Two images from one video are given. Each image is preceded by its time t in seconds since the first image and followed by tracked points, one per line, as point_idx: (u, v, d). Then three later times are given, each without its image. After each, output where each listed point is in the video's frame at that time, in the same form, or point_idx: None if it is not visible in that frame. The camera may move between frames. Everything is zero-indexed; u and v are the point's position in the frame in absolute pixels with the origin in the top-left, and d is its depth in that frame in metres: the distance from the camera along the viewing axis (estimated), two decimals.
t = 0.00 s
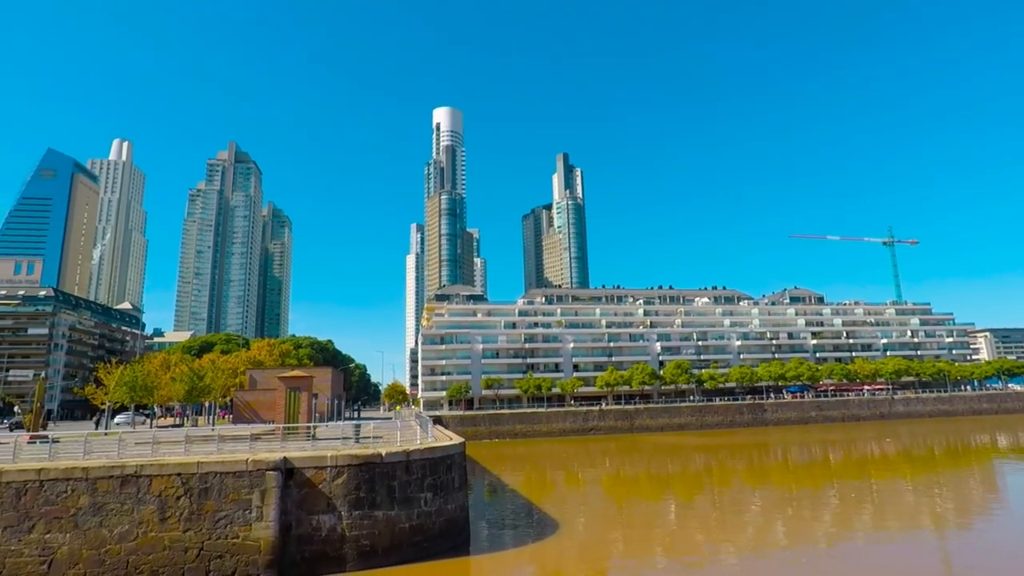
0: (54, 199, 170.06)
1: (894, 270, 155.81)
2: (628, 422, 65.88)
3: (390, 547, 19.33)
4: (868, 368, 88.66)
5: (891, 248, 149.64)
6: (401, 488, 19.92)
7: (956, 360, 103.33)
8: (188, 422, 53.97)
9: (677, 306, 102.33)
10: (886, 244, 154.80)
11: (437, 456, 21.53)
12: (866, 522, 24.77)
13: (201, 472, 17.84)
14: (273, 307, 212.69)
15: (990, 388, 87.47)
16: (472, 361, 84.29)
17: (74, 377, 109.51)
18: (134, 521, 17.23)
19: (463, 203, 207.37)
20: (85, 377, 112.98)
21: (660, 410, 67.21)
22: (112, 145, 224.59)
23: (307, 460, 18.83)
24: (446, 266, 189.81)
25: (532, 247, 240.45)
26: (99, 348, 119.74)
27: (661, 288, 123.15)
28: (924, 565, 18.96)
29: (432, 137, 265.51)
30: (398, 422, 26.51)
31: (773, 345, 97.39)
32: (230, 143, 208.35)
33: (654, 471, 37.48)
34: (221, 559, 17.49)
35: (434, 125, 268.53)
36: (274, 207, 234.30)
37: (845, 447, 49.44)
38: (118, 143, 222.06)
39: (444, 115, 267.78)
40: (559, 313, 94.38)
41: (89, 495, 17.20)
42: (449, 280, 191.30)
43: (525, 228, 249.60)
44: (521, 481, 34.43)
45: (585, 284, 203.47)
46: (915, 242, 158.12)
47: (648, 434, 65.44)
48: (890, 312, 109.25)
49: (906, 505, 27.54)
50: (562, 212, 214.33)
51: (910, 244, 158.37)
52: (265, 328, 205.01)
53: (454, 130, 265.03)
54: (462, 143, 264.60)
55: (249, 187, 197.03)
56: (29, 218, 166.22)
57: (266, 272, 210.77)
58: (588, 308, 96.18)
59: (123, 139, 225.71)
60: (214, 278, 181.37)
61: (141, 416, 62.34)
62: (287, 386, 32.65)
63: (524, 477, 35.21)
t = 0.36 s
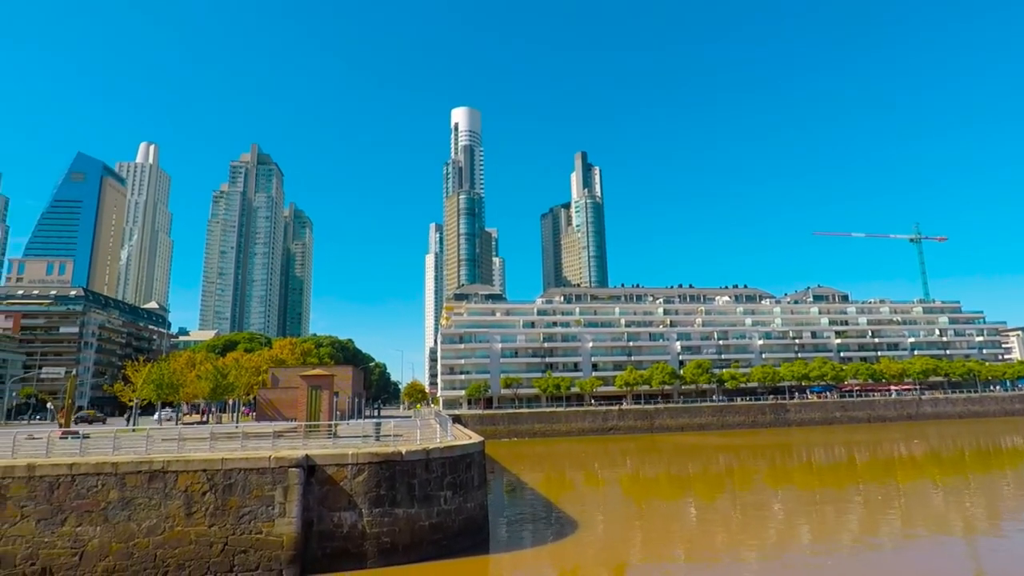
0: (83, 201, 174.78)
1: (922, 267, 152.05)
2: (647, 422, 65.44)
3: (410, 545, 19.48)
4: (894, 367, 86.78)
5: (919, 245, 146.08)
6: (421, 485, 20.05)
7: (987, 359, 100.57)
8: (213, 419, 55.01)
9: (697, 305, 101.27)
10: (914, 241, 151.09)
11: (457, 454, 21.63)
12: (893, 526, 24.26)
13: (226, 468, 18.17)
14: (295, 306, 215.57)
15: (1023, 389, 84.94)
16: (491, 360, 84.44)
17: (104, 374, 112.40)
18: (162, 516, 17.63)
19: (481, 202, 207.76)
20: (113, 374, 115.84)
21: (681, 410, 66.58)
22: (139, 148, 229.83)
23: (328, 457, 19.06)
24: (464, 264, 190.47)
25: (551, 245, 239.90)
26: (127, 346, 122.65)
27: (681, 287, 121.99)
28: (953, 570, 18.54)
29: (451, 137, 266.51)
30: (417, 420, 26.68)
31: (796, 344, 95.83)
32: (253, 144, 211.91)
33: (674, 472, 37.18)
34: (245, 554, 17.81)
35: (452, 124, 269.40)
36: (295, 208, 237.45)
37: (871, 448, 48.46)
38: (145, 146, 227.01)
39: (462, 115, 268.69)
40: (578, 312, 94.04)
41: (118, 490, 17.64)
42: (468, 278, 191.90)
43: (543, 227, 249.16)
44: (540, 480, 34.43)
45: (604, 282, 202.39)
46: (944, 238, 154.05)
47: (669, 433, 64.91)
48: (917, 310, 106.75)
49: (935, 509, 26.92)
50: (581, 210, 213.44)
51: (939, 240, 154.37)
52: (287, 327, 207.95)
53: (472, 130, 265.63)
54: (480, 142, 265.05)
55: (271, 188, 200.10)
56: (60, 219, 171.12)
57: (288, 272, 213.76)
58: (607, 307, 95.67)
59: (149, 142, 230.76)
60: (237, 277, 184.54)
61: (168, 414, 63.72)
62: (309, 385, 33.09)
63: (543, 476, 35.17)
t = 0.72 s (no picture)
0: (112, 206, 179.37)
1: (951, 263, 148.33)
2: (669, 421, 64.87)
3: (433, 543, 19.60)
4: (923, 365, 84.78)
5: (948, 239, 142.56)
6: (443, 484, 20.16)
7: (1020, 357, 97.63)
8: (238, 419, 55.92)
9: (718, 302, 100.13)
10: (942, 236, 147.53)
11: (478, 454, 21.71)
12: (924, 527, 23.74)
13: (252, 468, 18.46)
14: (316, 307, 218.23)
15: None
16: (511, 359, 84.45)
17: (133, 375, 115.10)
18: (190, 513, 17.99)
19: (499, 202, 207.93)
20: (142, 375, 118.52)
21: (703, 409, 65.88)
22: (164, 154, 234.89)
23: (351, 457, 19.26)
24: (483, 264, 190.84)
25: (569, 244, 239.26)
26: (155, 348, 125.37)
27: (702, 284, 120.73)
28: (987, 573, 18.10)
29: (469, 137, 267.38)
30: (439, 419, 26.83)
31: (820, 342, 94.12)
32: (274, 148, 215.11)
33: (697, 471, 36.81)
34: (271, 551, 18.09)
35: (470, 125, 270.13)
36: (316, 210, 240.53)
37: (899, 448, 47.40)
38: (170, 152, 232.12)
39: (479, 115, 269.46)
40: (598, 310, 93.57)
41: (148, 488, 18.04)
42: (487, 278, 192.25)
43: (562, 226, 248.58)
44: (560, 479, 34.38)
45: (624, 281, 201.15)
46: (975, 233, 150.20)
47: (691, 433, 64.28)
48: (947, 307, 104.19)
49: (967, 509, 26.28)
50: (599, 209, 212.40)
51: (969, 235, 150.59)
52: (309, 328, 210.63)
53: (489, 130, 266.10)
54: (497, 142, 265.51)
55: (292, 191, 202.89)
56: (90, 225, 175.90)
57: (309, 273, 216.52)
58: (627, 305, 95.08)
59: (174, 147, 235.79)
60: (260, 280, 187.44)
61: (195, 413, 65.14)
62: (331, 385, 33.41)
63: (564, 476, 35.09)
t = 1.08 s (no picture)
0: (138, 210, 183.42)
1: (981, 258, 144.40)
2: (690, 420, 64.22)
3: (454, 541, 19.69)
4: (952, 364, 82.58)
5: (978, 234, 138.73)
6: (463, 483, 20.23)
7: None
8: (261, 418, 56.78)
9: (740, 300, 98.89)
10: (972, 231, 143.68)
11: (498, 453, 21.74)
12: (953, 529, 23.21)
13: (276, 465, 18.74)
14: (337, 308, 220.52)
15: None
16: (530, 358, 84.48)
17: (159, 375, 117.55)
18: (216, 510, 18.32)
19: (517, 201, 207.78)
20: (168, 375, 121.04)
21: (724, 408, 65.12)
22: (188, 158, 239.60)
23: (373, 455, 19.43)
24: (502, 264, 191.04)
25: (588, 243, 238.25)
26: (180, 348, 127.87)
27: (723, 282, 119.33)
28: None
29: (486, 137, 268.00)
30: (459, 419, 26.92)
31: (845, 340, 92.36)
32: (295, 151, 218.26)
33: (718, 471, 36.39)
34: (295, 548, 18.35)
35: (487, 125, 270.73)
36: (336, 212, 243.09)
37: (927, 448, 46.31)
38: (193, 156, 236.62)
39: (497, 115, 269.96)
40: (617, 309, 92.97)
41: (175, 486, 18.40)
42: (506, 277, 192.35)
43: (580, 225, 247.63)
44: (580, 479, 34.25)
45: (643, 279, 199.69)
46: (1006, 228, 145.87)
47: (712, 432, 63.57)
48: (977, 304, 101.51)
49: (1000, 512, 25.58)
50: (618, 207, 211.22)
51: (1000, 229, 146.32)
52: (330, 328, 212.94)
53: (507, 129, 266.29)
54: (515, 141, 265.66)
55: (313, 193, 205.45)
56: (117, 228, 180.15)
57: (330, 274, 218.88)
58: (647, 304, 94.35)
59: (197, 151, 240.27)
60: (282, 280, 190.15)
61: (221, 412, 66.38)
62: (353, 384, 33.66)
63: (583, 475, 34.98)
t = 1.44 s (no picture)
0: (163, 217, 187.37)
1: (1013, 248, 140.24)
2: (712, 417, 63.66)
3: (477, 539, 19.77)
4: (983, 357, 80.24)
5: (1010, 224, 134.77)
6: (485, 482, 20.31)
7: None
8: (286, 418, 57.66)
9: (762, 295, 97.57)
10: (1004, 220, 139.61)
11: (520, 451, 21.77)
12: (987, 527, 22.61)
13: (301, 465, 19.01)
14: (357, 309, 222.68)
15: None
16: (550, 356, 84.47)
17: (187, 378, 120.11)
18: (244, 509, 18.65)
19: (534, 200, 207.38)
20: (195, 378, 123.53)
21: (748, 405, 64.35)
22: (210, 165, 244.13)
23: (395, 454, 19.60)
24: (520, 263, 191.10)
25: (606, 240, 236.93)
26: (206, 351, 130.37)
27: (745, 277, 117.87)
28: None
29: (503, 136, 268.25)
30: (480, 417, 27.02)
31: (871, 334, 90.58)
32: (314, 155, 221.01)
33: (742, 468, 35.96)
34: (321, 546, 18.59)
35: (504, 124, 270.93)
36: (354, 214, 245.52)
37: (959, 444, 45.18)
38: (215, 162, 241.08)
39: (512, 114, 270.09)
40: (637, 306, 92.32)
41: (204, 486, 18.79)
42: (524, 276, 192.36)
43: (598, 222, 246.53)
44: (602, 476, 34.13)
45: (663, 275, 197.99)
46: None
47: (735, 429, 62.89)
48: (1009, 295, 98.58)
49: None
50: (636, 203, 209.72)
51: None
52: (351, 329, 215.19)
53: (523, 128, 266.07)
54: (531, 140, 265.41)
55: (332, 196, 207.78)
56: (143, 235, 184.32)
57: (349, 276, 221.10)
58: (667, 300, 93.54)
59: (219, 158, 244.48)
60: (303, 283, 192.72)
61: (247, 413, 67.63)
62: (375, 384, 33.97)
63: (606, 473, 34.88)
